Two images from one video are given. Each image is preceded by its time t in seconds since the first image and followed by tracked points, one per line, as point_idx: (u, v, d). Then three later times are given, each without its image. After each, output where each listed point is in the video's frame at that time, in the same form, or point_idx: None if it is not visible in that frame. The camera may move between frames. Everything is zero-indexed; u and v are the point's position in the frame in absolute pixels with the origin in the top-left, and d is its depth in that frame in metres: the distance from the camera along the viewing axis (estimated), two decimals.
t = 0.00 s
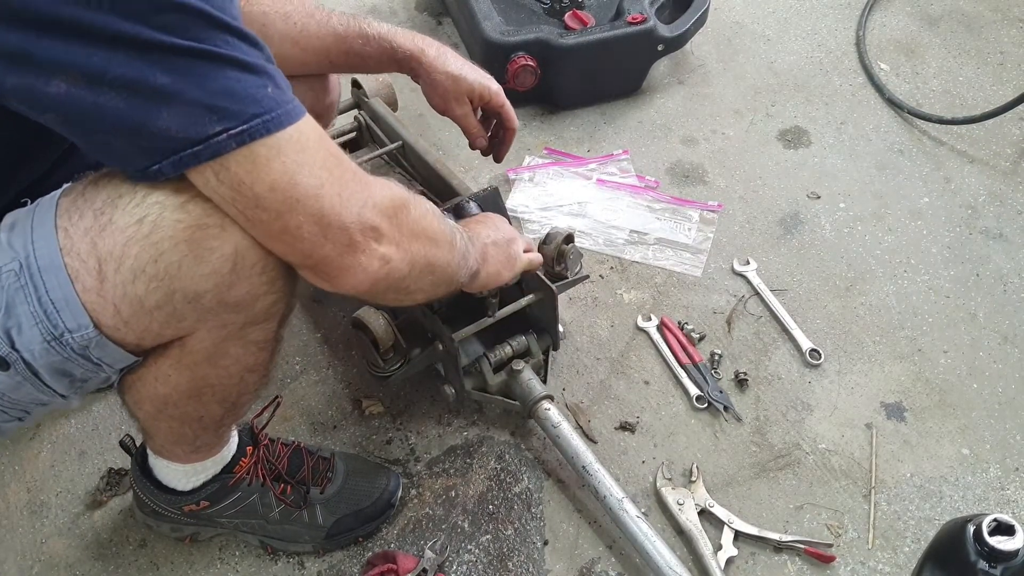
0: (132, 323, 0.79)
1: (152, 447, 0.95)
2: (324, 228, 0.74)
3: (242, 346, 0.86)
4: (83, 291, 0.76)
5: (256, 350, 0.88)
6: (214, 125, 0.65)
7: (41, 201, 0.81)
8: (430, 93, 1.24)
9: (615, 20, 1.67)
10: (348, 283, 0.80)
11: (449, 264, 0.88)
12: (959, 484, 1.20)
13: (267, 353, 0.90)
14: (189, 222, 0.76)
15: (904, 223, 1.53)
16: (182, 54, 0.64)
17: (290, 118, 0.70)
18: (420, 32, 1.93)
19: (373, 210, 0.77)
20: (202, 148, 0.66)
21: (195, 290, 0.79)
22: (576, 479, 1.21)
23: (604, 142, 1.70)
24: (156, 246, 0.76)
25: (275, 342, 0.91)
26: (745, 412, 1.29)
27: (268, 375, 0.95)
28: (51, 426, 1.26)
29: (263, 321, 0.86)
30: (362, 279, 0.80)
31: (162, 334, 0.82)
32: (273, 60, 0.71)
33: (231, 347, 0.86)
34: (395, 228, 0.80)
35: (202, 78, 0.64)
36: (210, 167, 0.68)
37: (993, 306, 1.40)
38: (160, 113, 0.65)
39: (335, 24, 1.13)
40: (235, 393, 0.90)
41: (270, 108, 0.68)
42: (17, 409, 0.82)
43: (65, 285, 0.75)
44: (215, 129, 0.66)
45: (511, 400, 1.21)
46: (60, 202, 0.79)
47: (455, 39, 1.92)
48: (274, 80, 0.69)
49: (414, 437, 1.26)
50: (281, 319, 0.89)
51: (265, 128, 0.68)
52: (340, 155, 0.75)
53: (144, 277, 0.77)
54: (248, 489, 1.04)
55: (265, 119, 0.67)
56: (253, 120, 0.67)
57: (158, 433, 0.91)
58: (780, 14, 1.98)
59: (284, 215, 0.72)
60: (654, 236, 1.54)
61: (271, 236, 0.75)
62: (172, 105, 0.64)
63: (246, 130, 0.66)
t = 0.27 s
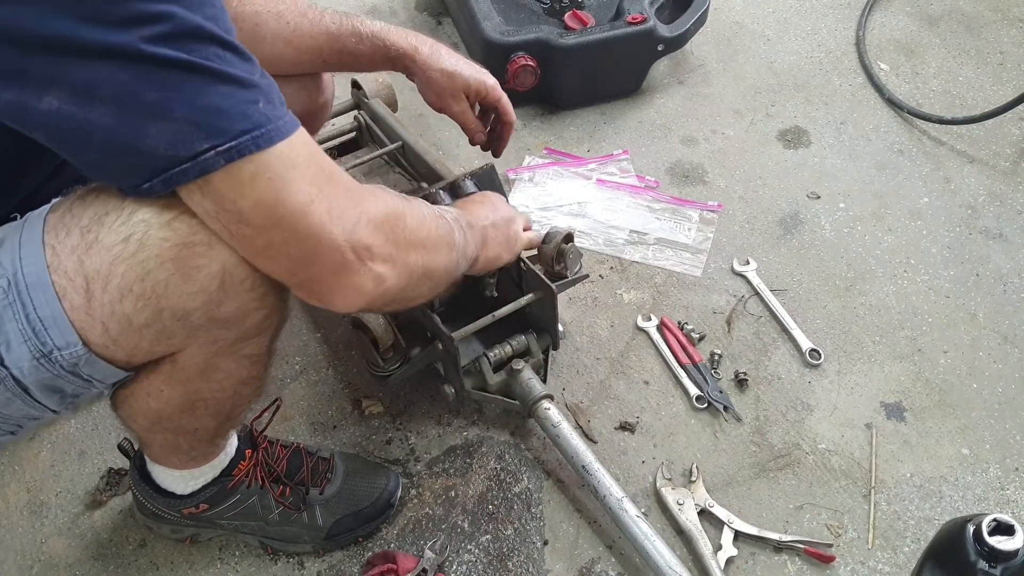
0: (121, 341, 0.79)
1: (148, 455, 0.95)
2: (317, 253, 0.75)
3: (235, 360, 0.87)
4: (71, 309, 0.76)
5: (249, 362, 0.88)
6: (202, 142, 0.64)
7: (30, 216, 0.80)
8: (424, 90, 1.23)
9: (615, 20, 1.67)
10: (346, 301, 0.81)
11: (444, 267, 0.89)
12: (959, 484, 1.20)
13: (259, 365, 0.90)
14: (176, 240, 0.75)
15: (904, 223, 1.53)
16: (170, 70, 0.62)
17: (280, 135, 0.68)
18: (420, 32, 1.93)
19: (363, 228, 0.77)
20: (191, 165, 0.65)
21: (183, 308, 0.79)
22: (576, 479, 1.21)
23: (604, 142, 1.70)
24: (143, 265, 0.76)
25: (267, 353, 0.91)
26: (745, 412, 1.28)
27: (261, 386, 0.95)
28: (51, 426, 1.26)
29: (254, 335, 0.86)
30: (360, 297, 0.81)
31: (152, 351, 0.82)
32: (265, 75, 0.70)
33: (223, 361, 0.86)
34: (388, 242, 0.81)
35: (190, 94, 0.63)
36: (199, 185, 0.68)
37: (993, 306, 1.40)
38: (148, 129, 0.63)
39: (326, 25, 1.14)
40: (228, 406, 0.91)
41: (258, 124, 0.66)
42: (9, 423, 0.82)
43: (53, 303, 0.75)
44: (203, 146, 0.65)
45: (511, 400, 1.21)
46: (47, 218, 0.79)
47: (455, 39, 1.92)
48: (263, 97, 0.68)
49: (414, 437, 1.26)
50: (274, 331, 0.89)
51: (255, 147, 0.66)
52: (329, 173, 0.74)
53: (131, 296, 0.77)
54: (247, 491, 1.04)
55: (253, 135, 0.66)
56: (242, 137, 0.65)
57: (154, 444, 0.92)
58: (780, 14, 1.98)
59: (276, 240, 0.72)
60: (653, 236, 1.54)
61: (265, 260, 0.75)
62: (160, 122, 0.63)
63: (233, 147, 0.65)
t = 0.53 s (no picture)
0: (120, 345, 0.79)
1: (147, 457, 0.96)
2: (277, 287, 0.67)
3: (234, 364, 0.86)
4: (68, 314, 0.75)
5: (247, 366, 0.88)
6: (147, 162, 0.60)
7: (31, 218, 0.80)
8: (416, 80, 1.23)
9: (615, 20, 1.68)
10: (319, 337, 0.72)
11: (446, 301, 0.75)
12: (959, 484, 1.20)
13: (258, 368, 0.90)
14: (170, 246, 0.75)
15: (904, 223, 1.53)
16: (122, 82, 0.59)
17: (241, 153, 0.62)
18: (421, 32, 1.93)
19: (334, 260, 0.68)
20: (135, 186, 0.61)
21: (179, 314, 0.79)
22: (576, 479, 1.21)
23: (604, 142, 1.71)
24: (137, 272, 0.76)
25: (266, 356, 0.90)
26: (745, 412, 1.29)
27: (259, 387, 0.95)
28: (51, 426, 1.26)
29: (252, 340, 0.85)
30: (335, 331, 0.72)
31: (150, 356, 0.83)
32: (236, 93, 0.65)
33: (222, 366, 0.86)
34: (365, 273, 0.70)
35: (143, 111, 0.59)
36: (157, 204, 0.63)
37: (994, 306, 1.40)
38: (98, 144, 0.60)
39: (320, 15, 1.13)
40: (227, 408, 0.91)
41: (211, 145, 0.61)
42: (10, 425, 0.82)
43: (51, 306, 0.74)
44: (148, 167, 0.60)
45: (511, 400, 1.21)
46: (48, 220, 0.78)
47: (455, 39, 1.92)
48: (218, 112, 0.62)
49: (414, 437, 1.26)
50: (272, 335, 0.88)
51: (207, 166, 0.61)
52: (295, 198, 0.65)
53: (126, 302, 0.77)
54: (247, 493, 1.04)
55: (201, 158, 0.60)
56: (187, 157, 0.60)
57: (154, 446, 0.92)
58: (780, 14, 1.98)
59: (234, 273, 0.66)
60: (654, 237, 1.54)
61: (230, 291, 0.68)
62: (108, 138, 0.60)
63: (179, 168, 0.60)
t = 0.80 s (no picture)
0: (102, 351, 0.79)
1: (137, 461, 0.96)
2: (261, 305, 0.66)
3: (218, 374, 0.86)
4: (52, 316, 0.75)
5: (232, 377, 0.87)
6: (132, 181, 0.61)
7: (20, 218, 0.80)
8: (405, 117, 1.23)
9: (615, 20, 1.67)
10: (296, 360, 0.72)
11: (432, 355, 0.75)
12: (959, 484, 1.20)
13: (243, 379, 0.89)
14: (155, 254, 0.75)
15: (904, 223, 1.53)
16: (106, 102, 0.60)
17: (231, 175, 0.63)
18: (421, 32, 1.93)
19: (327, 289, 0.68)
20: (118, 204, 0.62)
21: (161, 322, 0.78)
22: (576, 479, 1.21)
23: (604, 142, 1.70)
24: (121, 279, 0.76)
25: (252, 367, 0.89)
26: (745, 412, 1.28)
27: (246, 398, 0.94)
28: (51, 426, 1.26)
29: (237, 351, 0.84)
30: (313, 359, 0.72)
31: (134, 362, 0.82)
32: (222, 111, 0.66)
33: (206, 375, 0.85)
34: (353, 307, 0.70)
35: (129, 132, 0.60)
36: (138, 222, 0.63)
37: (994, 306, 1.40)
38: (78, 163, 0.61)
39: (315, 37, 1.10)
40: (211, 419, 0.90)
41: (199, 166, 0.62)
42: None
43: (35, 307, 0.74)
44: (133, 186, 0.61)
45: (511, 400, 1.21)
46: (37, 221, 0.78)
47: (455, 39, 1.92)
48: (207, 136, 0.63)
49: (414, 437, 1.26)
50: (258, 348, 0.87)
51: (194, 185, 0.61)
52: (294, 224, 0.66)
53: (108, 307, 0.76)
54: (245, 494, 1.04)
55: (187, 179, 0.61)
56: (174, 178, 0.61)
57: (140, 451, 0.92)
58: (781, 13, 1.98)
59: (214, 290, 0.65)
60: (653, 237, 1.54)
61: (211, 305, 0.68)
62: (91, 157, 0.61)
63: (165, 189, 0.61)
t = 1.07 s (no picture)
0: (110, 348, 0.79)
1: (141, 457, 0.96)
2: (292, 300, 0.67)
3: (225, 371, 0.86)
4: (60, 313, 0.75)
5: (239, 374, 0.87)
6: (168, 179, 0.61)
7: (27, 215, 0.80)
8: (410, 139, 1.25)
9: (615, 20, 1.67)
10: (320, 354, 0.73)
11: (451, 362, 0.77)
12: (959, 484, 1.20)
13: (250, 376, 0.89)
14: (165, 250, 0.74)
15: (904, 223, 1.53)
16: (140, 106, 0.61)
17: (261, 176, 0.64)
18: (421, 32, 1.93)
19: (357, 288, 0.69)
20: (153, 202, 0.62)
21: (170, 320, 0.78)
22: (576, 479, 1.21)
23: (604, 142, 1.70)
24: (131, 276, 0.75)
25: (259, 364, 0.89)
26: (745, 412, 1.28)
27: (251, 396, 0.94)
28: (50, 426, 1.26)
29: (245, 347, 0.84)
30: (338, 355, 0.73)
31: (141, 359, 0.82)
32: (251, 115, 0.67)
33: (212, 372, 0.85)
34: (381, 306, 0.72)
35: (164, 134, 0.61)
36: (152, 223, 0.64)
37: (994, 306, 1.40)
38: (115, 163, 0.62)
39: (319, 58, 1.11)
40: (218, 417, 0.90)
41: (233, 165, 0.62)
42: None
43: (43, 304, 0.75)
44: (169, 184, 0.61)
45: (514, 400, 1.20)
46: (44, 218, 0.78)
47: (455, 39, 1.92)
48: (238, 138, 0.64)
49: (414, 437, 1.26)
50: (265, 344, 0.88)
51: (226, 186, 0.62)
52: (329, 222, 0.68)
53: (118, 304, 0.76)
54: (245, 494, 1.04)
55: (224, 177, 0.62)
56: (209, 177, 0.61)
57: (144, 448, 0.92)
58: (781, 13, 1.98)
59: (243, 285, 0.66)
60: (654, 237, 1.54)
61: (239, 298, 0.68)
62: (126, 156, 0.61)
63: (201, 187, 0.61)
